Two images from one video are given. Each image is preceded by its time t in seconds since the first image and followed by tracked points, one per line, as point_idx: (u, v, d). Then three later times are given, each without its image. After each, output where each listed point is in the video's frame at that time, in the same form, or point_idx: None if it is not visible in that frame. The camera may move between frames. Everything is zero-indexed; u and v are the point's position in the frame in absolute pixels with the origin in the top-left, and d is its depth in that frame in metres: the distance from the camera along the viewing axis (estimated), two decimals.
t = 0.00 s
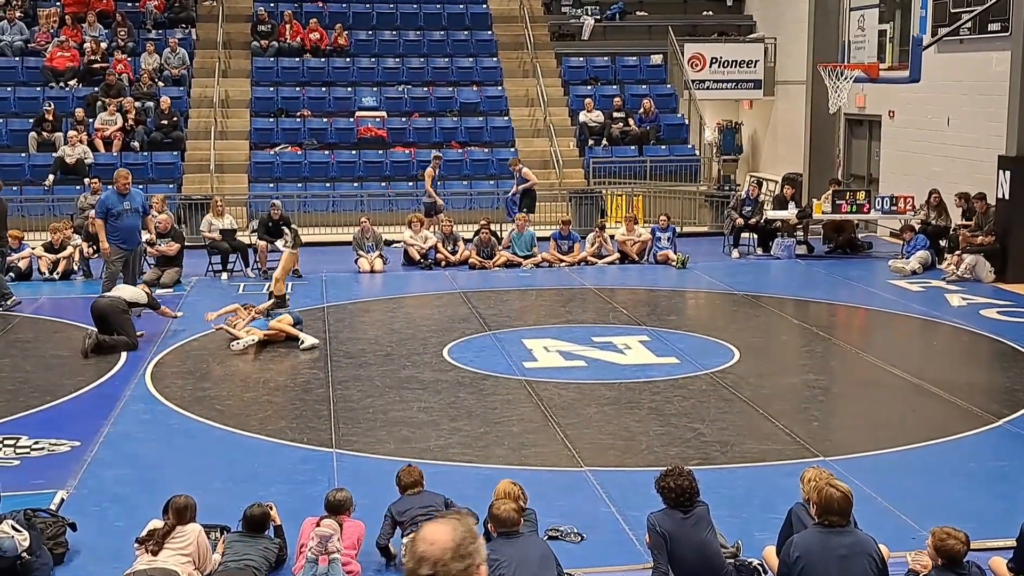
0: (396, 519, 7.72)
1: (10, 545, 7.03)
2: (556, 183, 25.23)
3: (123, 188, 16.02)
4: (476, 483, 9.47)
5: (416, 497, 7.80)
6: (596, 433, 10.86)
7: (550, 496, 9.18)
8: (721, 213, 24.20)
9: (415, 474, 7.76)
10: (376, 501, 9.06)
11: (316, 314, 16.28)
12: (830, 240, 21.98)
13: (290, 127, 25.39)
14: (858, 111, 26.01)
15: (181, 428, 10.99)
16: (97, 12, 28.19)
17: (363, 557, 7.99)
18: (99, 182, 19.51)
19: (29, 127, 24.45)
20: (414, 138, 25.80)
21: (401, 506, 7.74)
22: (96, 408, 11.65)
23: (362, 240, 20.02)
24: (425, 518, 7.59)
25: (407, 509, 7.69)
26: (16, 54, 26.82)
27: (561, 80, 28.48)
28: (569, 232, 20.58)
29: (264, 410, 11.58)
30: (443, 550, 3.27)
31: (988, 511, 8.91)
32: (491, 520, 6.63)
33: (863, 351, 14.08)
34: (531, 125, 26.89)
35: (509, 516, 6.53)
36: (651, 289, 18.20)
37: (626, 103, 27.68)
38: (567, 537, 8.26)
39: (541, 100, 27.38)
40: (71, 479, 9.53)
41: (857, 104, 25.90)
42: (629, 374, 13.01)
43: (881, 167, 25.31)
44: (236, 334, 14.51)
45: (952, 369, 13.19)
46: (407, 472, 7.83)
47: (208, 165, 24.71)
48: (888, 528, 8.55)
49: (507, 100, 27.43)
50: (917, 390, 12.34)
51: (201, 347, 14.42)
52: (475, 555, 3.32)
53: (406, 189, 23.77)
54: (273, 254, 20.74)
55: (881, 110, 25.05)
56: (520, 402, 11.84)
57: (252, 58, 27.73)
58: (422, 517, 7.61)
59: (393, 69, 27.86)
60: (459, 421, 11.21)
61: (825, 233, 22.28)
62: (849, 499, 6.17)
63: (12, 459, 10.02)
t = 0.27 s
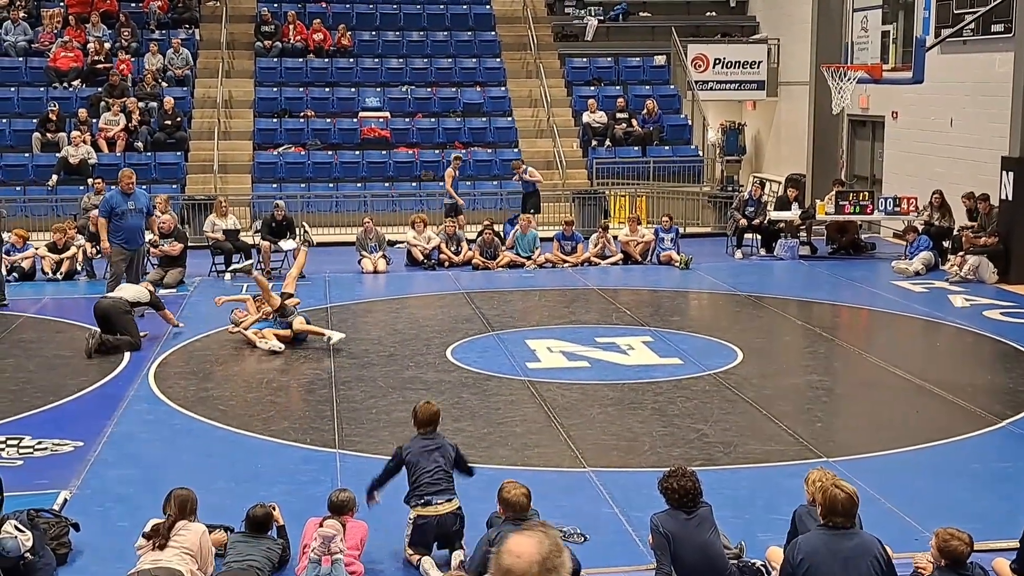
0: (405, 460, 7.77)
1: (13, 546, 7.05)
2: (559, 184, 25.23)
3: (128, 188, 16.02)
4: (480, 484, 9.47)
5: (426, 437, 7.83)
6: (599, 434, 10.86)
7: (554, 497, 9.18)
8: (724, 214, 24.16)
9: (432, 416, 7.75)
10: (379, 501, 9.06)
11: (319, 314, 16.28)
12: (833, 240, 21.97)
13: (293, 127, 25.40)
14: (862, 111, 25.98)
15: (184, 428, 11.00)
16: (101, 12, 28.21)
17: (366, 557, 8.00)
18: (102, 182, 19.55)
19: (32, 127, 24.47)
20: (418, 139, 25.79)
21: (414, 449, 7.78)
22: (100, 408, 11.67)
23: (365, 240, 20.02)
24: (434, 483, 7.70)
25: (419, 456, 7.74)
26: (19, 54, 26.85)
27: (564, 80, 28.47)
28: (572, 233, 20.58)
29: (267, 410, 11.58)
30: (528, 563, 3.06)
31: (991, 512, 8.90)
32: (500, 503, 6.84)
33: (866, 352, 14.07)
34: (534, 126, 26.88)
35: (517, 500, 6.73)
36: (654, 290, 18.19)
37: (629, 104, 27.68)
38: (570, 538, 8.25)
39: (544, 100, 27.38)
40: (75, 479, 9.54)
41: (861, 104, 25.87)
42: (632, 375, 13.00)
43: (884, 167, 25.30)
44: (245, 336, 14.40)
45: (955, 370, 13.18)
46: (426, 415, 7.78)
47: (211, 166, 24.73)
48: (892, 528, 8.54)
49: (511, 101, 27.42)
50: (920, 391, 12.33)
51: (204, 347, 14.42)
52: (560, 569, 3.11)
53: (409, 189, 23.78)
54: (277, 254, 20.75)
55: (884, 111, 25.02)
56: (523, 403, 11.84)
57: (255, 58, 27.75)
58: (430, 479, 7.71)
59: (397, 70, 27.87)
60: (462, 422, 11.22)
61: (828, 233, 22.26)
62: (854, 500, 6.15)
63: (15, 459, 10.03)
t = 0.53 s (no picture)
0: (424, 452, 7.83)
1: (17, 546, 7.03)
2: (563, 185, 25.23)
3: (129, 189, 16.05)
4: (484, 485, 9.47)
5: (449, 431, 7.83)
6: (603, 435, 10.85)
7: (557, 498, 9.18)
8: (728, 216, 24.15)
9: (452, 412, 7.71)
10: (382, 502, 9.06)
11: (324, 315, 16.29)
12: (837, 242, 21.94)
13: (297, 129, 25.41)
14: (866, 113, 25.95)
15: (188, 429, 11.01)
16: (105, 13, 28.23)
17: (368, 557, 7.99)
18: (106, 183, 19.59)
19: (37, 128, 24.50)
20: (422, 140, 25.79)
21: (433, 444, 7.80)
22: (104, 409, 11.67)
23: (369, 242, 20.03)
24: (445, 481, 7.76)
25: (438, 453, 7.77)
26: (24, 55, 26.88)
27: (568, 82, 28.47)
28: (576, 234, 20.58)
29: (271, 411, 11.58)
30: (623, 568, 3.51)
31: (995, 514, 8.88)
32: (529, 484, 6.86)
33: (870, 354, 14.05)
34: (539, 127, 26.89)
35: (546, 484, 6.74)
36: (658, 291, 18.18)
37: (633, 106, 27.67)
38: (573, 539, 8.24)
39: (549, 102, 27.38)
40: (79, 480, 9.54)
41: (865, 106, 25.83)
42: (637, 376, 12.99)
43: (888, 170, 25.25)
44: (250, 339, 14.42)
45: (960, 372, 13.15)
46: (447, 412, 7.74)
47: (215, 167, 24.75)
48: (896, 531, 8.52)
49: (515, 102, 27.42)
50: (924, 393, 12.31)
51: (208, 348, 14.42)
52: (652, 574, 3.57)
53: (414, 191, 23.77)
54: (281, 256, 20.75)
55: (888, 113, 24.97)
56: (528, 404, 11.83)
57: (259, 60, 27.77)
58: (443, 480, 7.77)
59: (401, 71, 27.88)
60: (467, 423, 11.21)
61: (832, 235, 22.24)
62: (865, 508, 6.04)
63: (19, 459, 10.03)
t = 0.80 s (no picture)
0: (434, 473, 7.76)
1: (21, 548, 6.98)
2: (567, 187, 25.22)
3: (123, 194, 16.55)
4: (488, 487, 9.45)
5: (459, 453, 7.79)
6: (607, 437, 10.83)
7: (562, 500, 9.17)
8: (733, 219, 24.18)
9: (464, 431, 7.70)
10: (386, 504, 9.04)
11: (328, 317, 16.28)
12: (842, 245, 21.92)
13: (302, 130, 25.43)
14: (870, 116, 25.89)
15: (192, 430, 10.99)
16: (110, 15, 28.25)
17: (369, 559, 7.97)
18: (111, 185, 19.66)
19: (42, 130, 24.53)
20: (427, 142, 25.80)
21: (444, 464, 7.76)
22: (108, 411, 11.66)
23: (373, 244, 20.04)
24: (455, 502, 7.67)
25: (449, 473, 7.72)
26: (29, 56, 26.92)
27: (573, 84, 28.47)
28: (581, 236, 20.56)
29: (275, 413, 11.56)
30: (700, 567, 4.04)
31: (1000, 517, 8.84)
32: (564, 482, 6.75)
33: (875, 357, 14.02)
34: (543, 129, 26.89)
35: (580, 482, 6.66)
36: (662, 294, 18.16)
37: (638, 108, 27.67)
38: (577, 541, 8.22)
39: (553, 104, 27.38)
40: (83, 481, 9.53)
41: (869, 109, 25.79)
42: (641, 379, 12.96)
43: (892, 172, 25.22)
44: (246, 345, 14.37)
45: (965, 375, 13.12)
46: (459, 433, 7.73)
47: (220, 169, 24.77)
48: (900, 534, 8.49)
49: (520, 104, 27.42)
50: (929, 396, 12.28)
51: (213, 349, 14.42)
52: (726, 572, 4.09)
53: (418, 193, 23.77)
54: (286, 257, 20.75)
55: (893, 115, 24.88)
56: (532, 407, 11.81)
57: (264, 61, 27.78)
58: (453, 501, 7.67)
59: (406, 73, 27.90)
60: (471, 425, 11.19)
61: (837, 238, 22.21)
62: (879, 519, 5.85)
63: (23, 461, 10.03)
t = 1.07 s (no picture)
0: (432, 486, 7.68)
1: (26, 549, 7.02)
2: (572, 190, 25.21)
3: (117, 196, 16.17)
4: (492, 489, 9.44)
5: (456, 462, 7.66)
6: (612, 440, 10.82)
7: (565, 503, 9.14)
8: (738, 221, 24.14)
9: (461, 441, 7.55)
10: (389, 506, 9.03)
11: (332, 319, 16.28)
12: (847, 247, 21.88)
13: (307, 133, 25.46)
14: (875, 119, 25.84)
15: (197, 432, 10.99)
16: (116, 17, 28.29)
17: (373, 561, 7.96)
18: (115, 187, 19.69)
19: (47, 132, 24.57)
20: (432, 145, 25.81)
21: (440, 477, 7.66)
22: (113, 413, 11.66)
23: (379, 245, 20.04)
24: (453, 520, 7.62)
25: (446, 488, 7.63)
26: (35, 58, 26.96)
27: (578, 86, 28.48)
28: (586, 239, 20.56)
29: (279, 415, 11.56)
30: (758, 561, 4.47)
31: (1005, 521, 8.81)
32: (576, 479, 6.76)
33: (879, 360, 13.99)
34: (548, 132, 26.89)
35: (593, 480, 6.64)
36: (667, 296, 18.14)
37: (643, 110, 27.66)
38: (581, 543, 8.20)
39: (558, 106, 27.37)
40: (87, 483, 9.53)
41: (874, 112, 25.74)
42: (646, 381, 12.94)
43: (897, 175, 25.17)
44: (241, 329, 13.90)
45: (969, 378, 13.09)
46: (456, 441, 7.58)
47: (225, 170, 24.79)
48: (905, 536, 8.47)
49: (525, 107, 27.43)
50: (934, 398, 12.25)
51: (217, 351, 14.41)
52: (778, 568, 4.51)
53: (423, 195, 23.77)
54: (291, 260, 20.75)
55: (897, 118, 24.88)
56: (537, 409, 11.80)
57: (269, 64, 27.79)
58: (451, 517, 7.62)
59: (411, 75, 27.89)
60: (476, 427, 11.19)
61: (841, 240, 22.17)
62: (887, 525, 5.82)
63: (28, 463, 10.03)
